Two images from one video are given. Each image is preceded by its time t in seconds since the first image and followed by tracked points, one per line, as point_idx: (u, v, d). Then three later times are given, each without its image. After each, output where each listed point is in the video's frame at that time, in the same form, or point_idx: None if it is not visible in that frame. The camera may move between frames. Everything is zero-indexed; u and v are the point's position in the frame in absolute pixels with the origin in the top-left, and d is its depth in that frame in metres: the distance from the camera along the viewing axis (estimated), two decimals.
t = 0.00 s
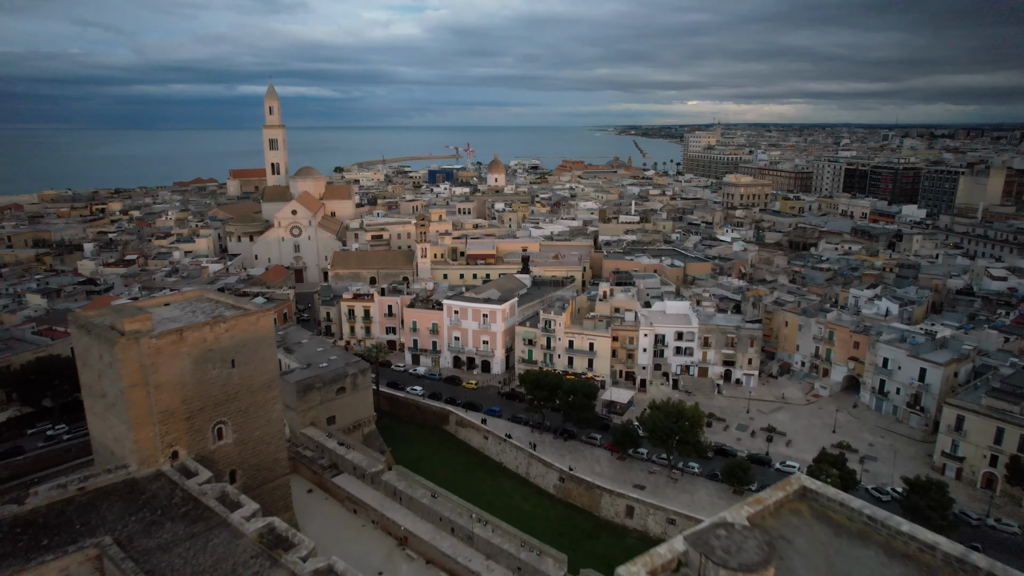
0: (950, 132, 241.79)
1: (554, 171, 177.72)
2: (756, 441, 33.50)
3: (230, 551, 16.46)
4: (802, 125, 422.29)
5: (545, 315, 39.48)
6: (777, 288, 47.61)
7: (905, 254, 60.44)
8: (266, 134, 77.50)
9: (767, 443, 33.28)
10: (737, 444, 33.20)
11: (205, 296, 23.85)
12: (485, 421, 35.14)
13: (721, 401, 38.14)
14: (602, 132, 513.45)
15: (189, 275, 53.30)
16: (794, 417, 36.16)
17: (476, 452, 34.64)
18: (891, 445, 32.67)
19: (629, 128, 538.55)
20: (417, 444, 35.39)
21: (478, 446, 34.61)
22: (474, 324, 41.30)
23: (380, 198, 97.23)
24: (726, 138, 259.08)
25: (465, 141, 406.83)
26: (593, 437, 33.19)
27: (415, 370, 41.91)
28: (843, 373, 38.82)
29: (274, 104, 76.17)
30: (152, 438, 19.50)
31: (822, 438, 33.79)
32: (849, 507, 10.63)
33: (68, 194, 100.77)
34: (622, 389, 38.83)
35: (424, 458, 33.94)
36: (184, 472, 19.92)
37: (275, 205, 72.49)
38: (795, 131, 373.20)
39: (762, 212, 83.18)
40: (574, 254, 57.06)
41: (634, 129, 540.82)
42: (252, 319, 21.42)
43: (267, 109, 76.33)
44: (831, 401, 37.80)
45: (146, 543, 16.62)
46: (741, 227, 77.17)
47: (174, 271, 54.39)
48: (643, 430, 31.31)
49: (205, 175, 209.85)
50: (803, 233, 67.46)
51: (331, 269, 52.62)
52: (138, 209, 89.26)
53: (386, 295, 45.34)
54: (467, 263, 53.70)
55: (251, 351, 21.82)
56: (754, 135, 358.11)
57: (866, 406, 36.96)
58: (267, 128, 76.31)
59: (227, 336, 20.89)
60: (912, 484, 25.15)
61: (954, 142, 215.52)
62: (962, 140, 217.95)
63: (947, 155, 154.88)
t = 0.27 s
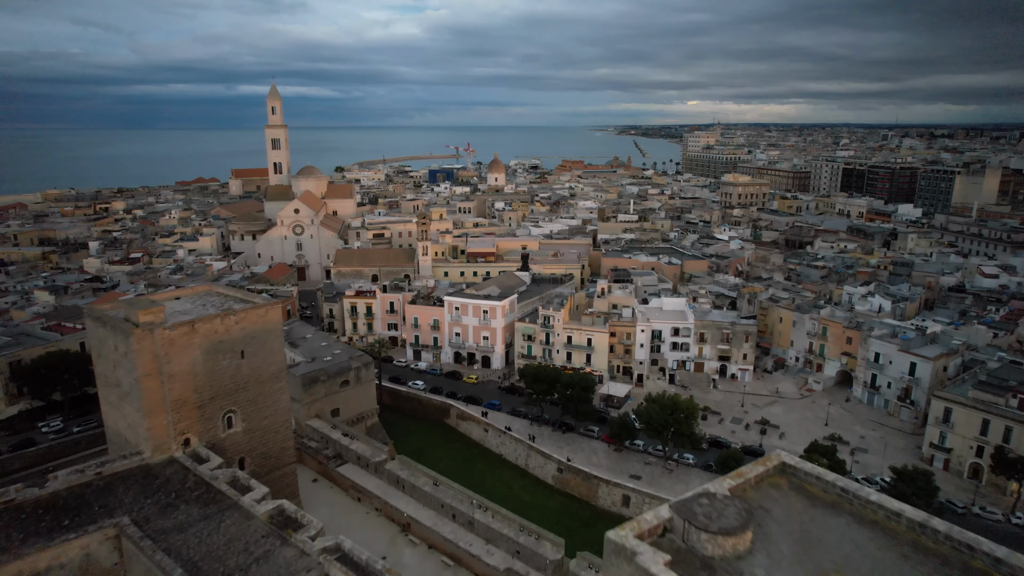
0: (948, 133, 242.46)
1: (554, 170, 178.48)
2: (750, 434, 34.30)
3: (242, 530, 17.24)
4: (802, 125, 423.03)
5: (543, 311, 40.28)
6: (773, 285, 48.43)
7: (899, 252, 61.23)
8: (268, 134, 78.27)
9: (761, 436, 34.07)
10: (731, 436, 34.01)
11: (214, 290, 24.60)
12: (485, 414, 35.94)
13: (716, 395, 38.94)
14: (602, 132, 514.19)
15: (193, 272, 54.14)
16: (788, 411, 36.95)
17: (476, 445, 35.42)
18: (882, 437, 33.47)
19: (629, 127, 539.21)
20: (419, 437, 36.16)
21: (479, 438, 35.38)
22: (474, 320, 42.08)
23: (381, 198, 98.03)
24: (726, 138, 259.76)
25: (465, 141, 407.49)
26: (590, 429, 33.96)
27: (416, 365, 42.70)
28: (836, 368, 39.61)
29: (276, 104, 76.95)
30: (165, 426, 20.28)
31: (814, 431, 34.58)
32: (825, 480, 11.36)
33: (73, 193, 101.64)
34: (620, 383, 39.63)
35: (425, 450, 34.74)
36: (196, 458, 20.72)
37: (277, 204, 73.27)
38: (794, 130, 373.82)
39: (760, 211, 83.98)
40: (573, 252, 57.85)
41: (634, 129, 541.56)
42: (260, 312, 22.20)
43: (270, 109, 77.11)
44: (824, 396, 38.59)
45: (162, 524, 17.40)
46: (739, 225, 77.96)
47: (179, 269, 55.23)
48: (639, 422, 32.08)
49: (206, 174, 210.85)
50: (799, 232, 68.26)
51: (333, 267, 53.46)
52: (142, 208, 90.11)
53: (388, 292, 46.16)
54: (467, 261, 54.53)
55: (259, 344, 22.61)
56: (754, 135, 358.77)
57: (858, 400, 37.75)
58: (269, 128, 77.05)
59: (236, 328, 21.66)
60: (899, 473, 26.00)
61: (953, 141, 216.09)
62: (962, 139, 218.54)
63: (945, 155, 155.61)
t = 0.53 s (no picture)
0: (947, 133, 243.49)
1: (553, 170, 179.28)
2: (744, 426, 35.14)
3: (255, 509, 18.11)
4: (801, 125, 423.99)
5: (542, 307, 41.18)
6: (767, 282, 49.36)
7: (893, 250, 62.21)
8: (271, 133, 79.16)
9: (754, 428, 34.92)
10: (725, 428, 34.89)
11: (223, 284, 25.45)
12: (485, 407, 36.81)
13: (711, 389, 39.82)
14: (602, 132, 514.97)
15: (198, 270, 55.04)
16: (781, 404, 37.80)
17: (477, 437, 36.27)
18: (872, 430, 34.35)
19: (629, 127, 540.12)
20: (420, 429, 36.99)
21: (479, 431, 36.22)
22: (474, 316, 42.96)
23: (382, 197, 98.95)
24: (725, 138, 260.72)
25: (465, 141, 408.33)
26: (587, 421, 34.85)
27: (418, 360, 43.61)
28: (829, 362, 40.50)
29: (278, 104, 77.84)
30: (178, 414, 21.15)
31: (806, 423, 35.43)
32: (801, 455, 12.22)
33: (76, 193, 102.48)
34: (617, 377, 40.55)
35: (427, 442, 35.61)
36: (208, 444, 21.61)
37: (280, 203, 74.16)
38: (793, 130, 374.79)
39: (757, 210, 84.96)
40: (572, 250, 58.78)
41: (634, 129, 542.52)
42: (269, 305, 23.07)
43: (272, 109, 77.99)
44: (817, 389, 39.46)
45: (178, 504, 18.30)
46: (736, 224, 78.95)
47: (184, 266, 56.13)
48: (635, 414, 32.92)
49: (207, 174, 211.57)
50: (795, 231, 69.25)
51: (336, 265, 54.35)
52: (145, 207, 90.93)
53: (390, 289, 47.04)
54: (468, 259, 55.52)
55: (268, 335, 23.49)
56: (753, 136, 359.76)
57: (850, 393, 38.63)
58: (271, 128, 77.93)
59: (245, 320, 22.51)
60: (886, 462, 26.93)
61: (952, 142, 217.09)
62: (961, 139, 219.48)
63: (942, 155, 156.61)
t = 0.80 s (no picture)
0: (946, 134, 244.31)
1: (553, 170, 180.06)
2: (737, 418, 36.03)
3: (266, 491, 19.02)
4: (800, 125, 424.93)
5: (541, 303, 42.01)
6: (762, 279, 50.23)
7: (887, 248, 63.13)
8: (274, 133, 80.01)
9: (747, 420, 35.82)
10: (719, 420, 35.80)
11: (232, 279, 26.29)
12: (485, 400, 37.71)
13: (706, 383, 40.73)
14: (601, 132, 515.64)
15: (203, 267, 55.90)
16: (774, 398, 38.67)
17: (477, 429, 37.14)
18: (862, 422, 35.24)
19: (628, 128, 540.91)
20: (422, 422, 37.86)
21: (479, 423, 37.08)
22: (475, 312, 43.87)
23: (383, 196, 99.78)
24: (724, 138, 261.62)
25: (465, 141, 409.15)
26: (585, 414, 35.76)
27: (419, 355, 44.56)
28: (821, 357, 41.41)
29: (281, 104, 78.69)
30: (190, 402, 22.01)
31: (798, 415, 36.31)
32: (780, 432, 13.09)
33: (79, 192, 103.21)
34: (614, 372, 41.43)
35: (428, 434, 36.47)
36: (219, 431, 22.51)
37: (283, 202, 75.01)
38: (793, 130, 375.66)
39: (754, 209, 85.83)
40: (571, 248, 59.67)
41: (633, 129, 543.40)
42: (277, 298, 23.94)
43: (275, 109, 78.83)
44: (810, 383, 40.36)
45: (193, 486, 19.20)
46: (733, 223, 79.87)
47: (189, 264, 57.05)
48: (632, 406, 33.78)
49: (208, 173, 212.20)
50: (792, 229, 70.18)
51: (339, 262, 55.20)
52: (148, 206, 91.70)
53: (392, 286, 47.91)
54: (468, 256, 56.45)
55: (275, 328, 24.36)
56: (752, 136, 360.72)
57: (842, 387, 39.53)
58: (274, 127, 78.74)
59: (254, 313, 23.37)
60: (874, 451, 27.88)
61: (950, 142, 217.88)
62: (960, 139, 220.22)
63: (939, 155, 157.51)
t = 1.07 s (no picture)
0: (944, 134, 245.28)
1: (552, 170, 180.68)
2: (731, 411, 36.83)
3: (274, 476, 19.81)
4: (800, 125, 425.84)
5: (540, 299, 42.73)
6: (758, 276, 51.04)
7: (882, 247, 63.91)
8: (276, 133, 80.74)
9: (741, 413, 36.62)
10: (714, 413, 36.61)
11: (239, 274, 27.04)
12: (485, 395, 38.51)
13: (702, 377, 41.54)
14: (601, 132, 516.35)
15: (207, 265, 56.67)
16: (768, 392, 39.45)
17: (477, 422, 37.90)
18: (854, 415, 36.02)
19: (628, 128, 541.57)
20: (423, 416, 38.65)
21: (479, 416, 37.85)
22: (475, 308, 44.67)
23: (384, 196, 100.50)
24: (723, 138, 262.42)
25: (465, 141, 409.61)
26: (583, 407, 36.55)
27: (421, 350, 45.34)
28: (815, 352, 42.19)
29: (283, 104, 79.45)
30: (200, 393, 22.78)
31: (791, 408, 37.09)
32: (764, 414, 13.86)
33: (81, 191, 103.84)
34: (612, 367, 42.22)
35: (429, 427, 37.25)
36: (228, 421, 23.30)
37: (285, 201, 75.81)
38: (792, 131, 376.55)
39: (751, 208, 86.67)
40: (570, 246, 60.46)
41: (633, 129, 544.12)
42: (283, 293, 24.68)
43: (277, 109, 79.60)
44: (804, 378, 41.13)
45: (204, 471, 19.99)
46: (731, 222, 80.69)
47: (193, 262, 57.85)
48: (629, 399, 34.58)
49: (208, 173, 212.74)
50: (788, 227, 70.93)
51: (341, 260, 55.98)
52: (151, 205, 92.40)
53: (394, 283, 48.67)
54: (468, 254, 57.24)
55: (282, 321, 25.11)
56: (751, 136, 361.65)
57: (835, 382, 40.32)
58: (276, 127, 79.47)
59: (262, 306, 24.12)
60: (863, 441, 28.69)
61: (948, 142, 218.90)
62: (959, 139, 221.23)
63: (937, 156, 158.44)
